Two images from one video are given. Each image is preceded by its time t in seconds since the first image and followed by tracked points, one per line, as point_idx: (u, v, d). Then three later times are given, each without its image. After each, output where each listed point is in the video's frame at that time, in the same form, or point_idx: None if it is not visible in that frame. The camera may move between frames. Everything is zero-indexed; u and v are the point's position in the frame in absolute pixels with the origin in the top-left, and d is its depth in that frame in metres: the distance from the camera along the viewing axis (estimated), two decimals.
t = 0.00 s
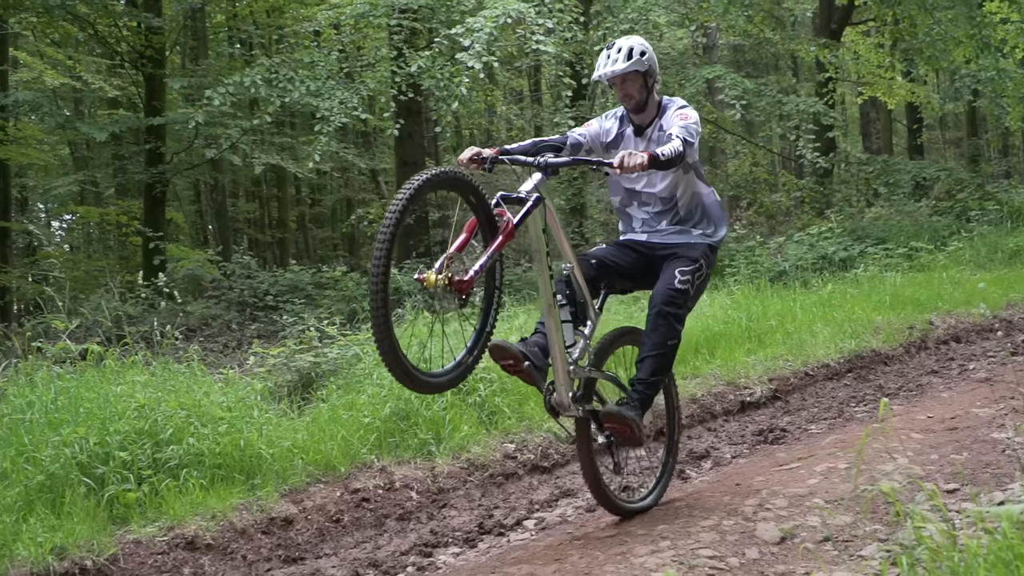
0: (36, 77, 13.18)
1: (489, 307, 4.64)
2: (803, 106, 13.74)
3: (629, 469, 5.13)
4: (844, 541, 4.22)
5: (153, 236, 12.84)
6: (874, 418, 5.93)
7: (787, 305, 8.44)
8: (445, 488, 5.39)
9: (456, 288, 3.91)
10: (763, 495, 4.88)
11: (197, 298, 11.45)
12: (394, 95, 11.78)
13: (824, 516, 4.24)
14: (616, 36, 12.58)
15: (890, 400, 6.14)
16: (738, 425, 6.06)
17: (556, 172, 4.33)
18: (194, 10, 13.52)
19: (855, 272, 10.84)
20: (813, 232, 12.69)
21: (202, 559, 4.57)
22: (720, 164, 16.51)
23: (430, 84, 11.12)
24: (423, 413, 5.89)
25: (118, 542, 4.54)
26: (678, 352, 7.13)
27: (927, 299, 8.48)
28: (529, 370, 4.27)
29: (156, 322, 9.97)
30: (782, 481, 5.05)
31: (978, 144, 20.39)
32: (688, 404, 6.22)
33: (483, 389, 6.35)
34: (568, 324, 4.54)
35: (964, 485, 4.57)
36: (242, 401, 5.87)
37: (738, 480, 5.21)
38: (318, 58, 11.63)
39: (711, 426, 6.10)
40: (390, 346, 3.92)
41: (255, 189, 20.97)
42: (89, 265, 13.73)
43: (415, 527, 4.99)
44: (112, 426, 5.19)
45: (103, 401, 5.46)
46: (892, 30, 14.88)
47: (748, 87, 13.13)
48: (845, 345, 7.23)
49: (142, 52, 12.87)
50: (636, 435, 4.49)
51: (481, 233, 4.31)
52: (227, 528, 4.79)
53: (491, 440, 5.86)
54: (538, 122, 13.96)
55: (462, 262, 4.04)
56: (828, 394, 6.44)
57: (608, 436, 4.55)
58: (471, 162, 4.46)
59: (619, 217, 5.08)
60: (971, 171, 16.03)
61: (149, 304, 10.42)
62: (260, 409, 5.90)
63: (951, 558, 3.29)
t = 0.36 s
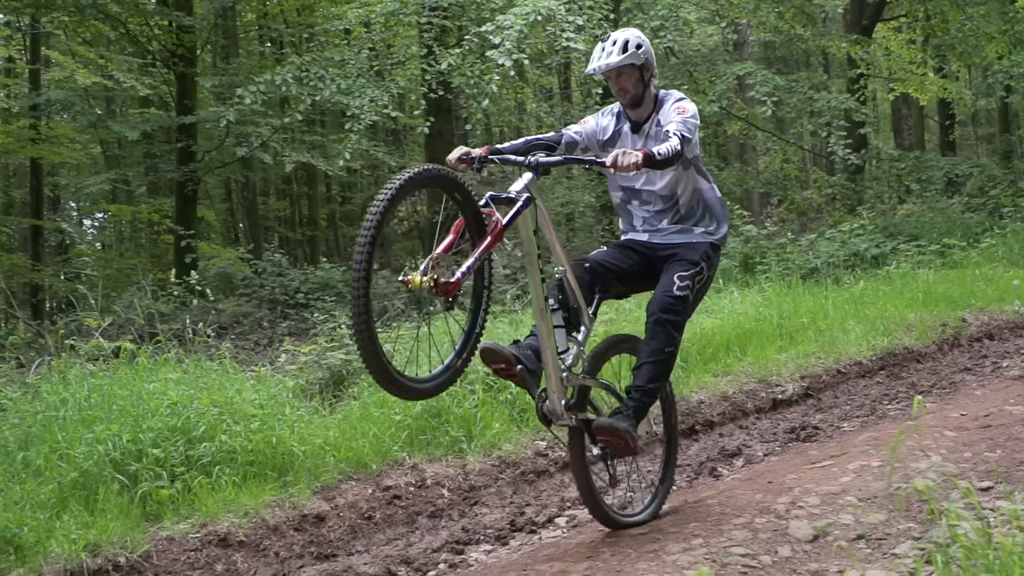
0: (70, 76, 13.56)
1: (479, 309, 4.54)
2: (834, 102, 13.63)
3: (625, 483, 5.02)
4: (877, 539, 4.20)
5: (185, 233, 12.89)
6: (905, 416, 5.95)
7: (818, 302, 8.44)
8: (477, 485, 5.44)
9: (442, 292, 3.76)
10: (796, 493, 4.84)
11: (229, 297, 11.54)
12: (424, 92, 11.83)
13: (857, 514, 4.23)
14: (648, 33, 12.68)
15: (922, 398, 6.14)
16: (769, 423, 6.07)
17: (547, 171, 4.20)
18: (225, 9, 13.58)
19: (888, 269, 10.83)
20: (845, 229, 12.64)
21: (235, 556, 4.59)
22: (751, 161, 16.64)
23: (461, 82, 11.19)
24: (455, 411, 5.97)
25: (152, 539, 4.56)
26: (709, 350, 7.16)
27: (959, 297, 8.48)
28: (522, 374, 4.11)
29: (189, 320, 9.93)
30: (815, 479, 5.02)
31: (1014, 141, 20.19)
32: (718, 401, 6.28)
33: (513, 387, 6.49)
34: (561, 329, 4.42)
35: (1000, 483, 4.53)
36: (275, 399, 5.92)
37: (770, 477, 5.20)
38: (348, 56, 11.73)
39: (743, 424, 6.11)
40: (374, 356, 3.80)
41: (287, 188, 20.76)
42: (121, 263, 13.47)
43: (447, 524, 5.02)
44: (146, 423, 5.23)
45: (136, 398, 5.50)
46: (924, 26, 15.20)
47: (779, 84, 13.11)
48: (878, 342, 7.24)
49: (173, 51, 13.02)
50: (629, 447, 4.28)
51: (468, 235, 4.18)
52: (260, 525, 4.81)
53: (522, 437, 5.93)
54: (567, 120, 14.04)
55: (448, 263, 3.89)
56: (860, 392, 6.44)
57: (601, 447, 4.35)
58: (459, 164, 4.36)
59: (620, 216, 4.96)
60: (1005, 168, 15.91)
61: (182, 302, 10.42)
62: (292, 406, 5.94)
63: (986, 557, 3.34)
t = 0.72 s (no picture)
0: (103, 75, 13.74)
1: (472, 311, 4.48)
2: (868, 98, 13.51)
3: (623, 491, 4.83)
4: (914, 537, 4.15)
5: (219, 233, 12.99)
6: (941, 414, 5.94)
7: (853, 299, 8.44)
8: (511, 482, 5.46)
9: (429, 289, 3.78)
10: (831, 491, 4.79)
11: (263, 294, 11.27)
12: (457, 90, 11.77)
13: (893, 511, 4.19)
14: (678, 30, 12.46)
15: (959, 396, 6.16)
16: (804, 420, 6.10)
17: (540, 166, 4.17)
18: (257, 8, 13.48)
19: (924, 266, 10.78)
20: (879, 225, 12.59)
21: (270, 553, 4.60)
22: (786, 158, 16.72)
23: (493, 79, 11.20)
24: (490, 409, 6.02)
25: (187, 535, 4.57)
26: (743, 348, 7.14)
27: (995, 294, 8.54)
28: (515, 375, 4.02)
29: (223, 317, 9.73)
30: (850, 477, 4.98)
31: None
32: (752, 399, 6.30)
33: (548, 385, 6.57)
34: (554, 330, 4.24)
35: None
36: (308, 397, 5.96)
37: (805, 475, 5.19)
38: (382, 54, 11.74)
39: (778, 421, 6.17)
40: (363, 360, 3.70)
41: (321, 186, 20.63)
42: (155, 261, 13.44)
43: (481, 522, 5.03)
44: (181, 420, 5.26)
45: (171, 396, 5.53)
46: (959, 21, 15.07)
47: (813, 80, 12.95)
48: (913, 339, 7.29)
49: (207, 49, 13.05)
50: (623, 454, 4.13)
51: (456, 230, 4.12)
52: (294, 522, 4.82)
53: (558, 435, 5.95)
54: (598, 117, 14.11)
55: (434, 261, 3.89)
56: (895, 390, 6.48)
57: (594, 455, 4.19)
58: (447, 162, 4.24)
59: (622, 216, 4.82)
60: None
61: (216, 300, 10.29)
62: (326, 404, 5.98)
63: None
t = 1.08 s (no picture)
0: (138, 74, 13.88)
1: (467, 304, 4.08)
2: (906, 95, 13.40)
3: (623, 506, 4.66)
4: (953, 535, 4.07)
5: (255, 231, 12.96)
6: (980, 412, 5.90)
7: (891, 296, 8.47)
8: (547, 480, 5.49)
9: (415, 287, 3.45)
10: (870, 488, 4.76)
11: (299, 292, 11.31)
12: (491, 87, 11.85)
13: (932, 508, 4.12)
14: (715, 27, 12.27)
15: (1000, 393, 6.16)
16: (841, 418, 6.11)
17: (532, 164, 3.95)
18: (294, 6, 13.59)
19: (964, 263, 10.72)
20: (918, 222, 12.53)
21: (308, 549, 4.61)
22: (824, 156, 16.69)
23: (528, 77, 11.15)
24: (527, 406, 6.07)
25: (226, 532, 4.59)
26: (780, 345, 7.23)
27: None
28: (510, 379, 3.81)
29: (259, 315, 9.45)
30: (889, 475, 4.95)
31: None
32: (789, 396, 6.37)
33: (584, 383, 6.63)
34: (548, 334, 4.08)
35: None
36: (345, 394, 5.99)
37: (843, 473, 5.17)
38: (416, 52, 11.84)
39: (815, 418, 6.19)
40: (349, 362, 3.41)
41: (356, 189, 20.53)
42: (192, 259, 13.56)
43: (517, 518, 5.04)
44: (218, 418, 5.28)
45: (209, 393, 5.56)
46: (996, 16, 15.07)
47: (850, 77, 13.09)
48: (951, 337, 7.38)
49: (243, 48, 13.02)
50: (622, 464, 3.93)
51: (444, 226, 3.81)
52: (332, 519, 4.83)
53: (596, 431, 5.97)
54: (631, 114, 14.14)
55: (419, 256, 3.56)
56: (933, 387, 6.46)
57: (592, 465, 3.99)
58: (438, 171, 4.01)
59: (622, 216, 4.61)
60: None
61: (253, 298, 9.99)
62: (362, 401, 6.00)
63: None
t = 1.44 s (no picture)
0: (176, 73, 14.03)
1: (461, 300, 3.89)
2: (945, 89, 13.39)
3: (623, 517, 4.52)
4: (996, 533, 3.96)
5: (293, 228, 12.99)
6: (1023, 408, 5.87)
7: (930, 292, 8.46)
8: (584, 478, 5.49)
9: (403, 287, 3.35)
10: (911, 485, 4.72)
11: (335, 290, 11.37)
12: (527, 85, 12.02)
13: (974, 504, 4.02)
14: (752, 24, 12.31)
15: None
16: (882, 415, 6.10)
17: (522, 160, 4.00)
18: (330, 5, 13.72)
19: (1003, 258, 10.67)
20: (956, 218, 12.46)
21: (348, 546, 4.61)
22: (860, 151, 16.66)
23: (564, 74, 11.15)
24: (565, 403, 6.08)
25: (266, 529, 4.60)
26: (819, 341, 7.23)
27: None
28: (503, 386, 3.80)
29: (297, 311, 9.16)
30: (930, 472, 4.91)
31: None
32: (829, 393, 6.36)
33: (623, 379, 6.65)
34: (542, 339, 3.98)
35: None
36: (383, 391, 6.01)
37: (884, 469, 5.15)
38: (451, 50, 11.89)
39: (854, 415, 6.18)
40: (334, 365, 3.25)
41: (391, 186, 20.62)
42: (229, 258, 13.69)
43: (555, 516, 5.04)
44: (258, 415, 5.31)
45: (249, 391, 5.60)
46: None
47: (888, 72, 12.99)
48: (992, 333, 7.37)
49: (280, 46, 13.08)
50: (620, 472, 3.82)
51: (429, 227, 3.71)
52: (371, 516, 4.84)
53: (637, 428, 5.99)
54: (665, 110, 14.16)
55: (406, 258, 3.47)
56: (974, 383, 6.47)
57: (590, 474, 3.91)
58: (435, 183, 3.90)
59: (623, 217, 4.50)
60: None
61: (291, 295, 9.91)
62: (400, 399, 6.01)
63: None
